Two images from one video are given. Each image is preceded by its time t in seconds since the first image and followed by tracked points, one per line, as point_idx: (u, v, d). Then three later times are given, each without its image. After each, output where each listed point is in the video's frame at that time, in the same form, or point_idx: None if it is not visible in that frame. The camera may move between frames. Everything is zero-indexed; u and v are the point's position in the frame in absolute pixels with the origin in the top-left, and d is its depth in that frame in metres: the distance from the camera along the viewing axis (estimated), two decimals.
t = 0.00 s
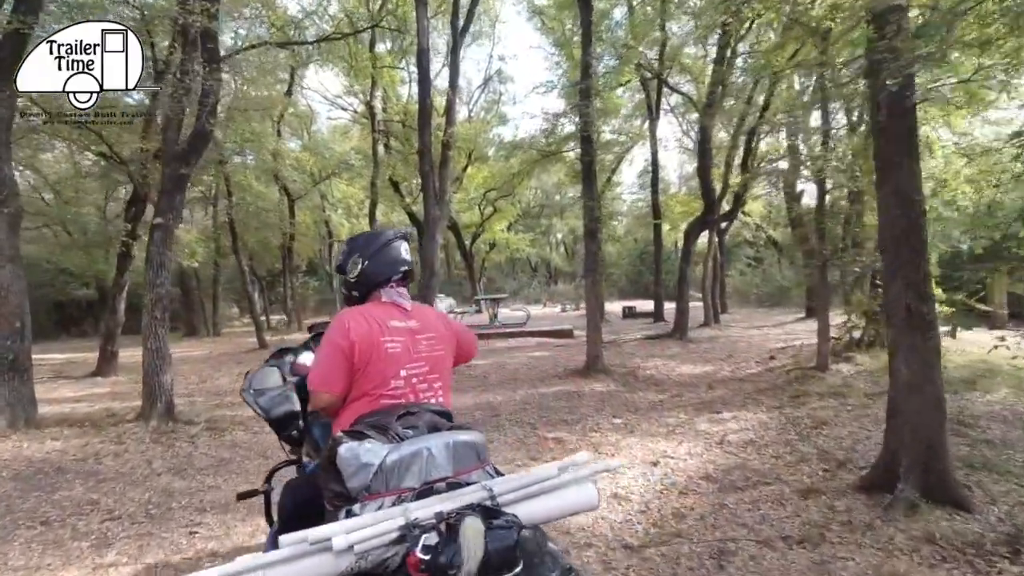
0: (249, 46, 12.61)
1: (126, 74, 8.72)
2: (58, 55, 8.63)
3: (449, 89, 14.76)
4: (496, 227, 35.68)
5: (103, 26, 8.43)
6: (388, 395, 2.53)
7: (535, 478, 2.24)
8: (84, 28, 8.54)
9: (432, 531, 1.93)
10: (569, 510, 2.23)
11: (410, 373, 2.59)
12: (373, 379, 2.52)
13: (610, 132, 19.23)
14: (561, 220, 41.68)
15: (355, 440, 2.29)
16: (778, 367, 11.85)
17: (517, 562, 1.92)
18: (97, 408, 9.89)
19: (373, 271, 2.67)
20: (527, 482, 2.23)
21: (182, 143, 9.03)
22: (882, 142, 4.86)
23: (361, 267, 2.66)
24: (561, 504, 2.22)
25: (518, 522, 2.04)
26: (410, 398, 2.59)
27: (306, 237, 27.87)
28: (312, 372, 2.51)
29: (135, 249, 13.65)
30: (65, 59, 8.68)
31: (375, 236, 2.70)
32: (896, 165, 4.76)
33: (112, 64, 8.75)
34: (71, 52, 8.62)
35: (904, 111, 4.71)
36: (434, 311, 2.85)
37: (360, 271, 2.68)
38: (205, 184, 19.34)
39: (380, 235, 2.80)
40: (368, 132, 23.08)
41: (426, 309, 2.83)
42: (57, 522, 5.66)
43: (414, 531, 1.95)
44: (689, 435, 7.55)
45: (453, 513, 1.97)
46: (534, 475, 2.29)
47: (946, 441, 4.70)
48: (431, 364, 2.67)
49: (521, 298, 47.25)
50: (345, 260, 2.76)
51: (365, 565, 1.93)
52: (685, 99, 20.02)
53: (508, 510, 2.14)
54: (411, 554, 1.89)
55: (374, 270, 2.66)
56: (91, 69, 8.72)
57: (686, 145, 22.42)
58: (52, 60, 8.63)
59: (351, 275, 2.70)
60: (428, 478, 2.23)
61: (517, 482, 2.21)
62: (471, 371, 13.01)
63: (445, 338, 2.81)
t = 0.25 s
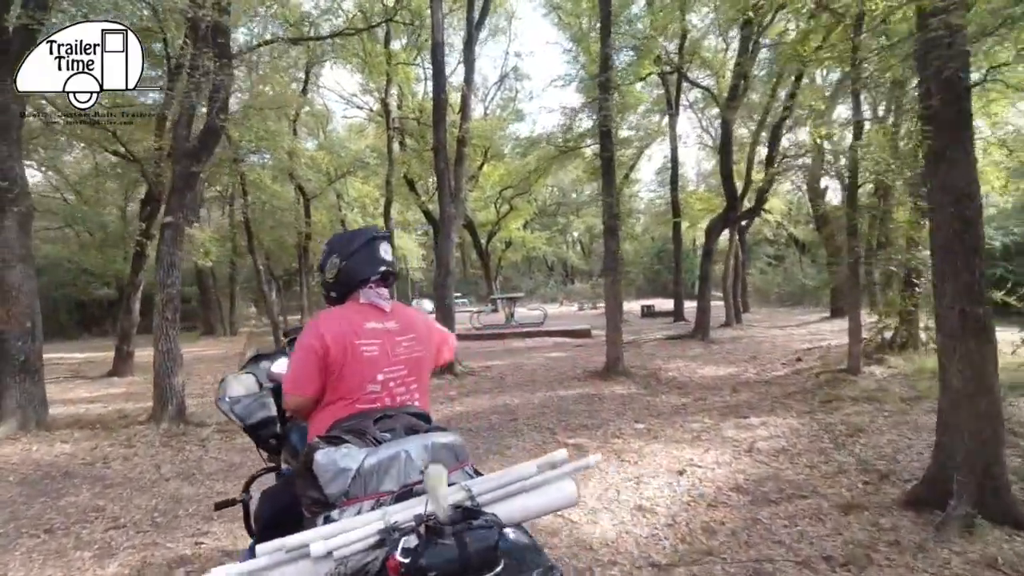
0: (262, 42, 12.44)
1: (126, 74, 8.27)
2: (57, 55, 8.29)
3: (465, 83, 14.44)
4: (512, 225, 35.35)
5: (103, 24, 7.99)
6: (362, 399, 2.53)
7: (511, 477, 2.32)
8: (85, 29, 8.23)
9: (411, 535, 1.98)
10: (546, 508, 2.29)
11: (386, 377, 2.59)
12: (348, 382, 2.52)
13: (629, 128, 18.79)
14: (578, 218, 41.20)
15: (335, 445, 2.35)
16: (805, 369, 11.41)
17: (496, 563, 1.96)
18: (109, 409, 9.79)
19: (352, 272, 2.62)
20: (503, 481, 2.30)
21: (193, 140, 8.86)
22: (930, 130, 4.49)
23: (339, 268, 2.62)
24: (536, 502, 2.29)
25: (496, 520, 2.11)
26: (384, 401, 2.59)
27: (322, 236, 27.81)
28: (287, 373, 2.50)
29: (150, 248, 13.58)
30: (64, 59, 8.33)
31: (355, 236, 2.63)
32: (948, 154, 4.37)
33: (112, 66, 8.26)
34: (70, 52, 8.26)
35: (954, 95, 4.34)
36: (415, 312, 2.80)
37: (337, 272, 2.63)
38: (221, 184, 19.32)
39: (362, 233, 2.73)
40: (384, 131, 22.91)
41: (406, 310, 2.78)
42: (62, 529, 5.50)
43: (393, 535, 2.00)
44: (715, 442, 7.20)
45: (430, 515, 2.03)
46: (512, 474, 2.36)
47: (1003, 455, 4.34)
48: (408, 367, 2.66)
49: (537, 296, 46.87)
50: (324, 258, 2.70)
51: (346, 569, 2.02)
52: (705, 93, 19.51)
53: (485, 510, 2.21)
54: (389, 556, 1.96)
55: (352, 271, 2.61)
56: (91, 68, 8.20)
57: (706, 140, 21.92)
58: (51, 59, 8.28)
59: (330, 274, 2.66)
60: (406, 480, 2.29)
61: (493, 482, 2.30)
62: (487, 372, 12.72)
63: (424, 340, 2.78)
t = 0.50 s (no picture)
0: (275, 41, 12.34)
1: (128, 74, 8.31)
2: (58, 55, 8.14)
3: (480, 82, 14.23)
4: (527, 226, 35.12)
5: (103, 25, 8.02)
6: (336, 387, 2.47)
7: (507, 471, 2.11)
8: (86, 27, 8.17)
9: (410, 534, 1.86)
10: (545, 502, 2.10)
11: (362, 365, 2.52)
12: (321, 370, 2.47)
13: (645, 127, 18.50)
14: (592, 218, 40.87)
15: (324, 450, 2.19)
16: (833, 373, 11.02)
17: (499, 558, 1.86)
18: (122, 412, 9.69)
19: (322, 261, 2.63)
20: (499, 476, 2.09)
21: (204, 138, 8.72)
22: (994, 114, 4.12)
23: (308, 259, 2.66)
24: (535, 497, 2.10)
25: (494, 518, 1.98)
26: (361, 390, 2.50)
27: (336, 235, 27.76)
28: (259, 364, 2.49)
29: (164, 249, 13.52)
30: (65, 58, 8.20)
31: (323, 227, 2.69)
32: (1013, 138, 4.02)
33: (112, 66, 8.26)
34: (69, 52, 8.17)
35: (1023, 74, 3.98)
36: (390, 304, 2.77)
37: (307, 264, 2.68)
38: (235, 185, 19.30)
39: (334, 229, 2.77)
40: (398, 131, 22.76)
41: (382, 302, 2.75)
42: (66, 538, 5.33)
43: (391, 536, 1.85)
44: (743, 449, 6.87)
45: (429, 512, 1.91)
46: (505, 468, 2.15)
47: None
48: (384, 355, 2.58)
49: (552, 297, 46.53)
50: (298, 255, 2.77)
51: None
52: (724, 89, 19.10)
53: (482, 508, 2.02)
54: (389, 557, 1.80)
55: (321, 261, 2.63)
56: (91, 68, 8.20)
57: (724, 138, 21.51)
58: (51, 60, 8.11)
59: (303, 268, 2.69)
60: (400, 480, 2.15)
61: (488, 477, 2.09)
62: (504, 374, 12.46)
63: (401, 330, 2.71)
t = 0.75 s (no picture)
0: (287, 38, 12.18)
1: (127, 75, 8.02)
2: (58, 55, 7.85)
3: (495, 80, 13.96)
4: (540, 228, 34.82)
5: (103, 24, 7.66)
6: (328, 395, 2.46)
7: (506, 473, 2.21)
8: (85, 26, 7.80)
9: (413, 529, 1.91)
10: (542, 504, 2.20)
11: (356, 372, 2.51)
12: (314, 378, 2.46)
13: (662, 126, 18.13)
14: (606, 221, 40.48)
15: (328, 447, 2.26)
16: (860, 378, 10.61)
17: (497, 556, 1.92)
18: (131, 415, 9.56)
19: (316, 266, 2.62)
20: (497, 477, 2.19)
21: (214, 135, 8.55)
22: None
23: (302, 263, 2.65)
24: (532, 498, 2.21)
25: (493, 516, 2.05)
26: (354, 399, 2.49)
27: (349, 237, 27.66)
28: (252, 370, 2.47)
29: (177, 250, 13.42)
30: (65, 58, 7.91)
31: (317, 231, 2.67)
32: None
33: (113, 66, 7.92)
34: (70, 52, 7.90)
35: None
36: (383, 309, 2.75)
37: (299, 270, 2.67)
38: (249, 185, 19.23)
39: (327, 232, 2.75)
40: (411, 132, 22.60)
41: (375, 307, 2.73)
42: (67, 547, 5.14)
43: (393, 532, 1.92)
44: (771, 460, 6.54)
45: (431, 510, 1.96)
46: (504, 469, 2.24)
47: None
48: (378, 363, 2.57)
49: (564, 300, 46.15)
50: (290, 260, 2.75)
51: (345, 569, 1.91)
52: (743, 88, 18.70)
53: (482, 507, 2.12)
54: (391, 553, 1.88)
55: (313, 267, 2.62)
56: (91, 69, 7.90)
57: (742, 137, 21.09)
58: (51, 60, 7.83)
59: (296, 273, 2.68)
60: (402, 478, 2.21)
61: (488, 478, 2.19)
62: (518, 378, 12.19)
63: (394, 337, 2.70)
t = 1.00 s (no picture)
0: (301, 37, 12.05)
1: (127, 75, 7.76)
2: (58, 55, 7.58)
3: (511, 78, 13.71)
4: (555, 230, 34.52)
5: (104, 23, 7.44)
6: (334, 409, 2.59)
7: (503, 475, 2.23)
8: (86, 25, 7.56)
9: (411, 530, 1.89)
10: (537, 508, 2.22)
11: (361, 389, 2.64)
12: (322, 392, 2.58)
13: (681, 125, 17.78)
14: (622, 223, 40.06)
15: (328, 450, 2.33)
16: (889, 385, 10.21)
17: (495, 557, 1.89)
18: (143, 418, 9.47)
19: (329, 283, 2.72)
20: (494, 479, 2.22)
21: (227, 134, 8.40)
22: None
23: (316, 278, 2.73)
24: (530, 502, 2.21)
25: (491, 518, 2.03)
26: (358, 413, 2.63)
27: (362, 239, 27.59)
28: (262, 381, 2.57)
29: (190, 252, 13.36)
30: (65, 58, 7.64)
31: (332, 247, 2.76)
32: None
33: (113, 66, 7.69)
34: (70, 52, 7.62)
35: None
36: (388, 327, 2.88)
37: (312, 283, 2.76)
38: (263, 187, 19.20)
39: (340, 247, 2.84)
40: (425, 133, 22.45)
41: (380, 325, 2.86)
42: (70, 553, 5.01)
43: (392, 532, 1.91)
44: (801, 471, 6.24)
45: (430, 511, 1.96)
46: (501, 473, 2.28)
47: None
48: (383, 380, 2.71)
49: (579, 302, 45.74)
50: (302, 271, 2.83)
51: (343, 571, 1.91)
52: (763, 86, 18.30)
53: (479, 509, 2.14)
54: (388, 554, 1.86)
55: (327, 283, 2.73)
56: (91, 69, 7.66)
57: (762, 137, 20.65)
58: (51, 60, 7.55)
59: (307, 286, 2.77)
60: (400, 480, 2.28)
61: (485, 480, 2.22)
62: (534, 383, 11.93)
63: (398, 355, 2.85)
